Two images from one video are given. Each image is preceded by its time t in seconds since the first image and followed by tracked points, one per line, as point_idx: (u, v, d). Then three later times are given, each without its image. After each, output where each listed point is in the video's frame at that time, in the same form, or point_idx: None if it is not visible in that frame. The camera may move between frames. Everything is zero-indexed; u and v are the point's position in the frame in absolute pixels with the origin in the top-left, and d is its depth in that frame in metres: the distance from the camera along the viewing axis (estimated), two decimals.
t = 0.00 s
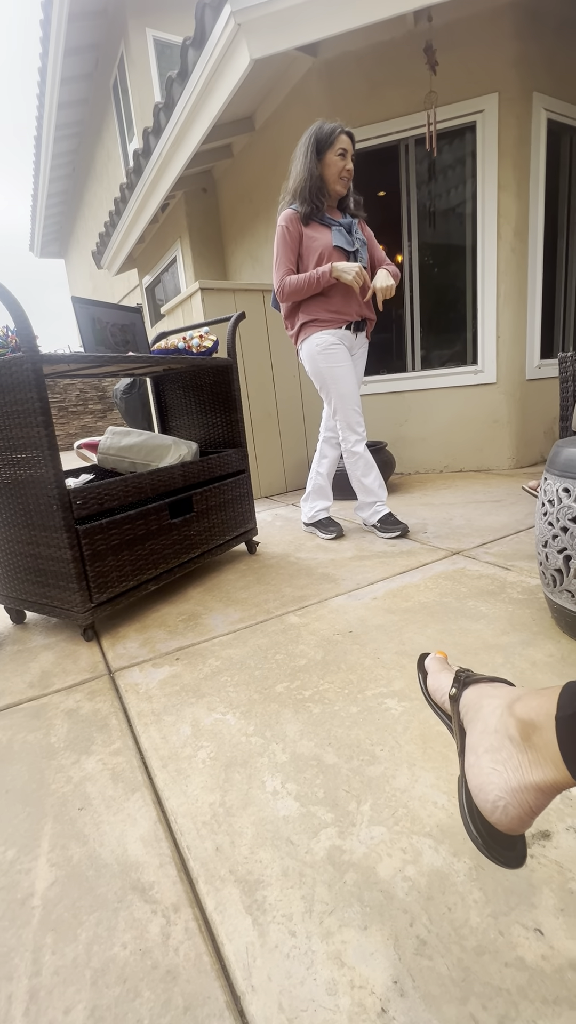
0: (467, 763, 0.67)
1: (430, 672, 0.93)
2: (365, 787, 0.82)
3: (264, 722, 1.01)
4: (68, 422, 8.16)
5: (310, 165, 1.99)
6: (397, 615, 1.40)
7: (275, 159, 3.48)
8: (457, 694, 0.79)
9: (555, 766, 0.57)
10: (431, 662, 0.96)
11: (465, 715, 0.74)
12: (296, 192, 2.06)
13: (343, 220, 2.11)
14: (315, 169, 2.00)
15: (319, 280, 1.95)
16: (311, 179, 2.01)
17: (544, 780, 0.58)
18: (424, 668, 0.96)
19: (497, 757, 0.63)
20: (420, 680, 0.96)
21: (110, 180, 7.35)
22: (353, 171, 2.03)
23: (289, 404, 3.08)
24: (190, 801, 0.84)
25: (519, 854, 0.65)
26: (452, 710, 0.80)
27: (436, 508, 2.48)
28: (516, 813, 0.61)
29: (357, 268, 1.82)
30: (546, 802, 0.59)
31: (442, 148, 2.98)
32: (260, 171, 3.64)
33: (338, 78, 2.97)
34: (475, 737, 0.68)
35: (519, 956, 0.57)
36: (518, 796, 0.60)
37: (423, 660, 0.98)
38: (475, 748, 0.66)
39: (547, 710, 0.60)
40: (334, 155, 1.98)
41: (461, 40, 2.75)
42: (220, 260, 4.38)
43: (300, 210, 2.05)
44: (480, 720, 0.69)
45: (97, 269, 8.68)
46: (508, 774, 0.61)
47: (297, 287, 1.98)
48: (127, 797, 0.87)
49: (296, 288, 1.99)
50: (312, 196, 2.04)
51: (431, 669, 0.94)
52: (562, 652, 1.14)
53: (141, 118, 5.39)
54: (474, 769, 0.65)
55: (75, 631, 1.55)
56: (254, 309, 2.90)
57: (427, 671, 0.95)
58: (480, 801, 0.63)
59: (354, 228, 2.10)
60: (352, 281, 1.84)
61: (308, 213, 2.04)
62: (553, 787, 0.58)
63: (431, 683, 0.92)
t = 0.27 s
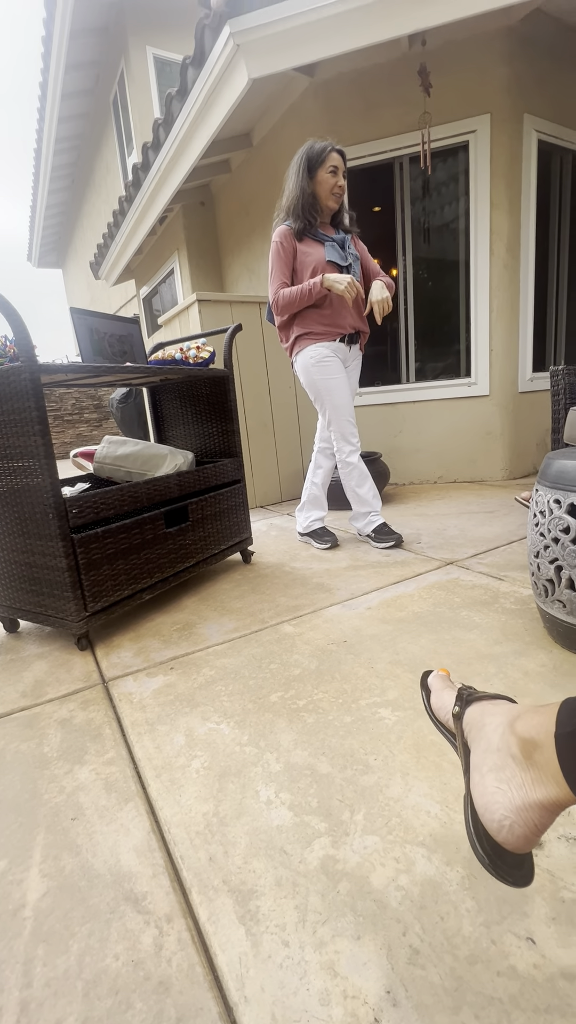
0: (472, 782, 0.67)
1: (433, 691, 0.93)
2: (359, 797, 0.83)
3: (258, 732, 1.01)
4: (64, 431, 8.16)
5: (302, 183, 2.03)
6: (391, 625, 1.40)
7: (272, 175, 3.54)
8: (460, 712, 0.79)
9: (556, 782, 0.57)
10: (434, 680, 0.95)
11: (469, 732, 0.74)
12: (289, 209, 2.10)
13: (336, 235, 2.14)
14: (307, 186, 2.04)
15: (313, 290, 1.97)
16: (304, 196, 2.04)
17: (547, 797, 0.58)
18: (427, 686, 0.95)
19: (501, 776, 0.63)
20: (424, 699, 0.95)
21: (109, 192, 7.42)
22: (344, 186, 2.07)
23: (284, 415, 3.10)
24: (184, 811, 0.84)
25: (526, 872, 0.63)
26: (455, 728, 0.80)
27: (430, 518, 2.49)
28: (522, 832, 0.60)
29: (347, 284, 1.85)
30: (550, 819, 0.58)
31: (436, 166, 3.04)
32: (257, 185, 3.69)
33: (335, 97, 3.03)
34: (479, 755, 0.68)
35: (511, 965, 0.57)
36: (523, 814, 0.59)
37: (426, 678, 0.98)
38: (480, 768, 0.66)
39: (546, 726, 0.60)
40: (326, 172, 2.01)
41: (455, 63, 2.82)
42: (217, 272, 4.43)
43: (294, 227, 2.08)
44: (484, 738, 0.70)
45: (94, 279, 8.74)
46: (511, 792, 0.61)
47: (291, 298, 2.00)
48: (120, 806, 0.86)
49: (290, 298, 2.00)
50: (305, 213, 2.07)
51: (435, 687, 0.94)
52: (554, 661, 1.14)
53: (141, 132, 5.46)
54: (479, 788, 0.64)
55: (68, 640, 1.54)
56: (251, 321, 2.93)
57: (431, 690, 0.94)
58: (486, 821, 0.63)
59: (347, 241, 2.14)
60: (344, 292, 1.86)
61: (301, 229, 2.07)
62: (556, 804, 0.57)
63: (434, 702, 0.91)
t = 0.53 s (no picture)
0: (482, 802, 0.67)
1: (440, 710, 0.91)
2: (351, 809, 0.82)
3: (251, 743, 1.01)
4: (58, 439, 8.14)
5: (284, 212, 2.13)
6: (385, 636, 1.40)
7: (269, 191, 3.59)
8: (468, 730, 0.79)
9: (563, 799, 0.57)
10: (440, 699, 0.94)
11: (478, 750, 0.74)
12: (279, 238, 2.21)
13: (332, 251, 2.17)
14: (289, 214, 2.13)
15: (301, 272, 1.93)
16: (286, 223, 2.14)
17: (556, 815, 0.57)
18: (434, 705, 0.94)
19: (511, 796, 0.63)
20: (431, 719, 0.93)
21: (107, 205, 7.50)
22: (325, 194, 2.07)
23: (279, 426, 3.11)
24: (175, 824, 0.83)
25: (544, 891, 0.62)
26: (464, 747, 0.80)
27: (423, 530, 2.50)
28: (535, 852, 0.60)
29: (326, 225, 1.74)
30: (562, 838, 0.58)
31: (429, 185, 3.10)
32: (254, 200, 3.74)
33: (331, 116, 3.08)
34: (488, 774, 0.68)
35: (504, 979, 0.56)
36: (535, 833, 0.59)
37: (432, 696, 0.96)
38: (489, 788, 0.66)
39: (551, 746, 0.61)
40: (301, 194, 2.07)
41: (448, 86, 2.89)
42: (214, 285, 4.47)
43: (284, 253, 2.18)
44: (491, 757, 0.70)
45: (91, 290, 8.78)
46: (522, 812, 0.61)
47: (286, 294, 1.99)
48: (111, 820, 0.85)
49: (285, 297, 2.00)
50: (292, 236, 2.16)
51: (441, 705, 0.92)
52: (546, 673, 1.15)
53: (140, 147, 5.53)
54: (489, 808, 0.64)
55: (60, 650, 1.53)
56: (246, 333, 2.95)
57: (437, 708, 0.93)
58: (498, 841, 0.63)
59: (342, 261, 2.17)
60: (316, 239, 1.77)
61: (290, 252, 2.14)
62: (565, 822, 0.57)
63: (441, 721, 0.90)
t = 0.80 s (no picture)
0: (506, 834, 0.66)
1: (458, 737, 0.91)
2: (340, 823, 0.81)
3: (240, 756, 1.00)
4: (51, 447, 8.13)
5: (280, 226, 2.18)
6: (376, 648, 1.40)
7: (265, 205, 3.63)
8: (486, 758, 0.80)
9: None
10: (458, 726, 0.94)
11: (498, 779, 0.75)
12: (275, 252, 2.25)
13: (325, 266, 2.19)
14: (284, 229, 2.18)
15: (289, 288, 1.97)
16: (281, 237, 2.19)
17: None
18: (451, 733, 0.94)
19: (534, 827, 0.63)
20: (449, 748, 0.93)
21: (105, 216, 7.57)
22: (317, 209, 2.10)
23: (273, 437, 3.13)
24: (161, 838, 0.82)
25: None
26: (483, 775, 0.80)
27: (415, 541, 2.51)
28: (562, 884, 0.58)
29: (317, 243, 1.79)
30: None
31: (422, 202, 3.15)
32: (250, 214, 3.79)
33: (326, 134, 3.14)
34: (510, 806, 0.68)
35: (492, 997, 0.56)
36: (561, 865, 0.58)
37: (449, 723, 0.96)
38: (512, 819, 0.66)
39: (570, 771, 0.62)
40: (296, 209, 2.12)
41: (440, 107, 2.95)
42: (209, 296, 4.50)
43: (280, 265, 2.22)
44: (512, 787, 0.70)
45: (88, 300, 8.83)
46: (546, 843, 0.60)
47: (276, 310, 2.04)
48: (96, 834, 0.84)
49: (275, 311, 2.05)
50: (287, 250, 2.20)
51: (459, 732, 0.92)
52: (537, 686, 1.15)
53: (138, 161, 5.60)
54: (514, 840, 0.64)
55: (48, 660, 1.52)
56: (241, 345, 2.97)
57: (455, 736, 0.93)
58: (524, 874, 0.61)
59: (336, 274, 2.19)
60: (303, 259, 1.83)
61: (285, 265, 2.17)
62: None
63: (458, 748, 0.90)
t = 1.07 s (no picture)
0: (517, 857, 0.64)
1: (466, 755, 0.90)
2: (328, 838, 0.80)
3: (227, 769, 0.98)
4: (44, 455, 8.10)
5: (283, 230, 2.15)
6: (367, 659, 1.39)
7: (260, 218, 3.67)
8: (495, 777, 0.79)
9: None
10: (466, 744, 0.93)
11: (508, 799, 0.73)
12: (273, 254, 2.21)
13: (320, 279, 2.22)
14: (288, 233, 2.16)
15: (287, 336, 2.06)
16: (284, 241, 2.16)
17: None
18: (459, 751, 0.93)
19: (545, 848, 0.61)
20: (457, 765, 0.92)
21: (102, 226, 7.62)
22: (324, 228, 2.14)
23: (266, 447, 3.13)
24: (146, 853, 0.80)
25: None
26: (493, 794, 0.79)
27: (407, 552, 2.51)
28: None
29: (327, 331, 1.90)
30: None
31: (416, 217, 3.19)
32: (246, 227, 3.82)
33: (321, 150, 3.18)
34: (520, 826, 0.66)
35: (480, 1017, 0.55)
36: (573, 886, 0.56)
37: (457, 740, 0.95)
38: (523, 840, 0.64)
39: None
40: (303, 218, 2.12)
41: (433, 125, 3.01)
42: (205, 307, 4.53)
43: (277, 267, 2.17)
44: (522, 808, 0.68)
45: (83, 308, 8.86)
46: (557, 864, 0.58)
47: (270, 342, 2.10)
48: (79, 849, 0.82)
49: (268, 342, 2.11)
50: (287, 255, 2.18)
51: (467, 750, 0.91)
52: (527, 698, 1.14)
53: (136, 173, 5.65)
54: (525, 863, 0.62)
55: (36, 670, 1.50)
56: (236, 355, 2.99)
57: (463, 754, 0.92)
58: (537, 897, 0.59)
59: (330, 285, 2.21)
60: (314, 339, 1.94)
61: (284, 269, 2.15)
62: None
63: (467, 766, 0.89)
